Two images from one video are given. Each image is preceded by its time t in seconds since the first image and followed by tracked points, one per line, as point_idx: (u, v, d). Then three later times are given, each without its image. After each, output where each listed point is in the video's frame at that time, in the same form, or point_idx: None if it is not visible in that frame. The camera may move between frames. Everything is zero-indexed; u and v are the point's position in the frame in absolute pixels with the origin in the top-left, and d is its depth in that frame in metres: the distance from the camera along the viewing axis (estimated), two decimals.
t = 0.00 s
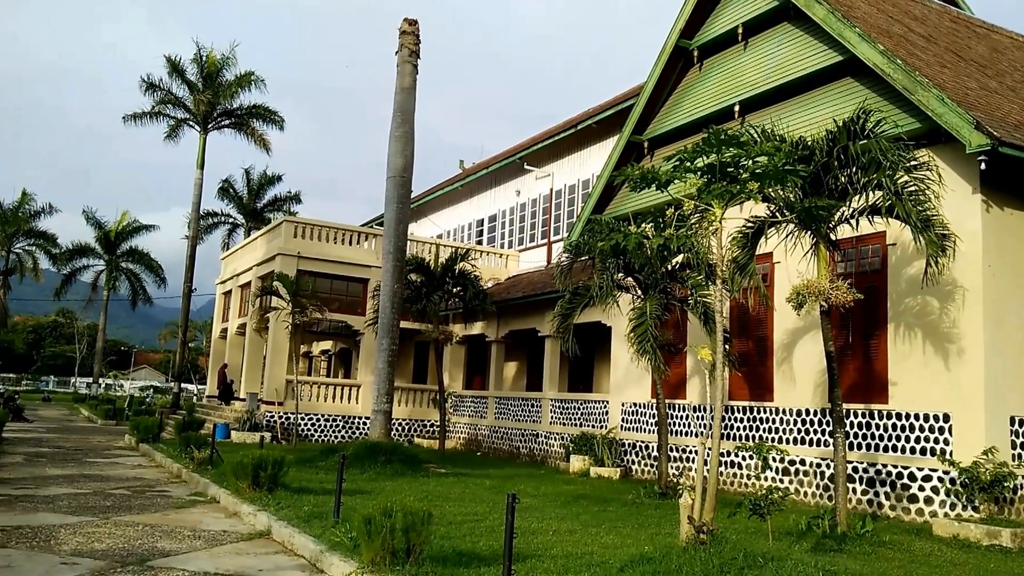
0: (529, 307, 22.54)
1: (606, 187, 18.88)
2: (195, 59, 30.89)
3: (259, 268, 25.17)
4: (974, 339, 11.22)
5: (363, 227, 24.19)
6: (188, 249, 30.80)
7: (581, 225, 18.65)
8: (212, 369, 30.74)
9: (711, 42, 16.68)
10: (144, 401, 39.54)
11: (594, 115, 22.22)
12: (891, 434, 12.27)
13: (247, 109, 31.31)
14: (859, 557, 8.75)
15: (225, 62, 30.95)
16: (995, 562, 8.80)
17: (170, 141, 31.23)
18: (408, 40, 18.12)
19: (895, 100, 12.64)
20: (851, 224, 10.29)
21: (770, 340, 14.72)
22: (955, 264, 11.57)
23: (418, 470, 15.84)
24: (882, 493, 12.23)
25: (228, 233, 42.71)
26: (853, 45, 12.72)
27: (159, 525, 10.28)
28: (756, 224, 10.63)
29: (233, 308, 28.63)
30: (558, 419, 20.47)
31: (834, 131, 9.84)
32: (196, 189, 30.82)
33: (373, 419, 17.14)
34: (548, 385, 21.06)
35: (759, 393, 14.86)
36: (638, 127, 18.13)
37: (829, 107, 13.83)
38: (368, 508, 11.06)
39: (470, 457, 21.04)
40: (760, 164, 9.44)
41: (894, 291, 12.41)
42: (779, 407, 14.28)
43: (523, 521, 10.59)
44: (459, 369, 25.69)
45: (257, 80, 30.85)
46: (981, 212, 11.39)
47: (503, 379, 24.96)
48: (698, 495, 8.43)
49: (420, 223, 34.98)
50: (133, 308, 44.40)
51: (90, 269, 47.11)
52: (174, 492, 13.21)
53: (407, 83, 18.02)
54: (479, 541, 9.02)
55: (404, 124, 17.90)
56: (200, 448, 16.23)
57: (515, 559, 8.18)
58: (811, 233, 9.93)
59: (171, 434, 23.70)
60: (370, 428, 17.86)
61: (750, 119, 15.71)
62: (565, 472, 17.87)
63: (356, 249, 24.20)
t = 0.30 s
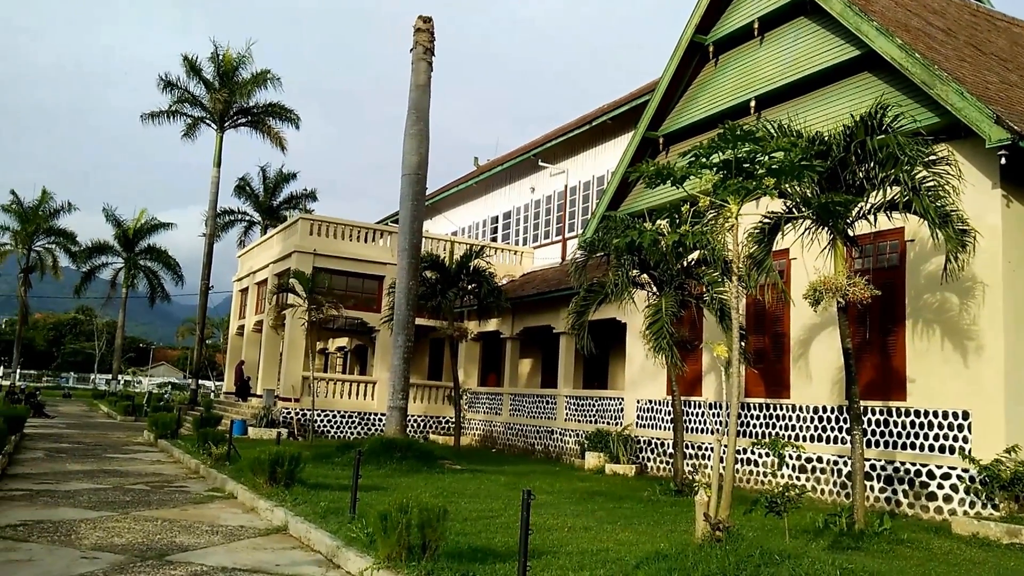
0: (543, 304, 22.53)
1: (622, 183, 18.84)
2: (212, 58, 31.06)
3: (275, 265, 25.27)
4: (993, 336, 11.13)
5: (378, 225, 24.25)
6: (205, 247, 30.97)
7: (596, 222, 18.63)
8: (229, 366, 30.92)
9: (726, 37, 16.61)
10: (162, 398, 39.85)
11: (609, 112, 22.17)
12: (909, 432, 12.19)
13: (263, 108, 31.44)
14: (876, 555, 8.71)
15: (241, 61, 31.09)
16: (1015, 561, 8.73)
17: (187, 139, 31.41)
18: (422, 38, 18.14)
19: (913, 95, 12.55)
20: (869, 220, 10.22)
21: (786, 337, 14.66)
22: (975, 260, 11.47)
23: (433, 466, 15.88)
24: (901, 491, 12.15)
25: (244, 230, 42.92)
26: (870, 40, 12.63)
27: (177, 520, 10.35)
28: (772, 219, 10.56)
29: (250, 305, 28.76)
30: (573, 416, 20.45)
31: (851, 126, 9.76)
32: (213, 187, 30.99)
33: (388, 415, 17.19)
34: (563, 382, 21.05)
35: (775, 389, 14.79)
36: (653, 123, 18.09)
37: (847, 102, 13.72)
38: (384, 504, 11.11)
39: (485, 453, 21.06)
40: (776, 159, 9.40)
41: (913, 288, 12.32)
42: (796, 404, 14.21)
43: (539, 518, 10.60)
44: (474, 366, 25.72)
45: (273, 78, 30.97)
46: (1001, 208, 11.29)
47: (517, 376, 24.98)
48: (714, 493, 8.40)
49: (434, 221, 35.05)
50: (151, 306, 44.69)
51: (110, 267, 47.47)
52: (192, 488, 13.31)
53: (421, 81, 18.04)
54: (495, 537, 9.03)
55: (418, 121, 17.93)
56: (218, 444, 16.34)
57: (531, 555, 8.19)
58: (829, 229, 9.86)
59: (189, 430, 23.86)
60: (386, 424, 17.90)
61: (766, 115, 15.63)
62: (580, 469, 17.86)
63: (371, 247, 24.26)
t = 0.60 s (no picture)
0: (559, 301, 22.51)
1: (637, 178, 18.79)
2: (228, 56, 31.20)
3: (291, 262, 25.38)
4: (1014, 332, 11.02)
5: (393, 221, 24.30)
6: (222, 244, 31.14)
7: (611, 218, 18.59)
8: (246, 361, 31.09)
9: (743, 32, 16.53)
10: (180, 394, 40.12)
11: (624, 107, 22.09)
12: (928, 429, 12.09)
13: (279, 105, 31.56)
14: (894, 553, 8.66)
15: (257, 59, 31.22)
16: None
17: (204, 137, 31.58)
18: (437, 35, 18.14)
19: (932, 88, 12.44)
20: (887, 215, 10.15)
21: (803, 333, 14.59)
22: (995, 255, 11.36)
23: (448, 462, 15.91)
24: (919, 488, 12.07)
25: (261, 227, 43.12)
26: (888, 33, 12.54)
27: (195, 516, 10.43)
28: (789, 215, 10.51)
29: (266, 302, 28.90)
30: (588, 413, 20.43)
31: (869, 120, 9.67)
32: (229, 185, 31.15)
33: (404, 412, 17.24)
34: (578, 379, 21.02)
35: (792, 386, 14.73)
36: (668, 119, 18.02)
37: (864, 96, 13.61)
38: (400, 500, 11.15)
39: (500, 450, 21.09)
40: (793, 154, 9.36)
41: (932, 283, 12.23)
42: (813, 401, 14.14)
43: (555, 514, 10.60)
44: (489, 362, 25.75)
45: (288, 76, 31.07)
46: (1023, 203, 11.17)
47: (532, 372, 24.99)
48: (729, 490, 8.36)
49: (449, 217, 35.09)
50: (169, 303, 44.99)
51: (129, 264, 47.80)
52: (210, 483, 13.41)
53: (436, 77, 18.04)
54: (510, 533, 9.04)
55: (433, 118, 17.94)
56: (235, 440, 16.45)
57: (547, 551, 8.19)
58: (846, 224, 9.81)
59: (206, 426, 24.02)
60: (401, 421, 17.94)
61: (783, 110, 15.53)
62: (595, 465, 17.85)
63: (386, 243, 24.31)
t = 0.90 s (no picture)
0: (574, 297, 22.49)
1: (652, 174, 18.74)
2: (244, 54, 31.35)
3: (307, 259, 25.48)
4: None
5: (408, 218, 24.34)
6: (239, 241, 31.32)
7: (626, 214, 18.55)
8: (263, 358, 31.27)
9: (759, 26, 16.45)
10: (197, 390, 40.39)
11: (639, 103, 22.03)
12: (947, 425, 11.99)
13: (294, 103, 31.68)
14: (912, 550, 8.61)
15: (273, 56, 31.36)
16: None
17: (220, 134, 31.75)
18: (452, 31, 18.15)
19: (951, 82, 12.33)
20: (905, 210, 10.07)
21: (820, 329, 14.53)
22: (1015, 250, 11.26)
23: (464, 458, 15.95)
24: (938, 486, 11.98)
25: (277, 224, 43.31)
26: (907, 27, 12.44)
27: (213, 510, 10.49)
28: (806, 210, 10.42)
29: (283, 298, 29.02)
30: (603, 409, 20.41)
31: (886, 115, 9.59)
32: (246, 182, 31.31)
33: (420, 407, 17.29)
34: (593, 375, 21.00)
35: (809, 382, 14.67)
36: (684, 114, 17.96)
37: (882, 90, 13.51)
38: (416, 495, 11.19)
39: (516, 446, 21.12)
40: (810, 149, 9.31)
41: (950, 279, 12.14)
42: (830, 398, 14.06)
43: (570, 510, 10.60)
44: (504, 359, 25.77)
45: (304, 74, 31.20)
46: None
47: (547, 369, 25.00)
48: (746, 487, 8.31)
49: (464, 214, 35.14)
50: (186, 300, 45.30)
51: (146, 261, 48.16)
52: (228, 478, 13.50)
53: (451, 73, 18.05)
54: (525, 529, 9.06)
55: (448, 114, 17.96)
56: (252, 435, 16.56)
57: (562, 547, 8.20)
58: (864, 220, 9.74)
59: (223, 422, 24.18)
60: (417, 417, 17.99)
61: (800, 104, 15.44)
62: (610, 462, 17.84)
63: (402, 240, 24.36)
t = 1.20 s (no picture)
0: (589, 293, 22.47)
1: (668, 170, 18.68)
2: (260, 51, 31.47)
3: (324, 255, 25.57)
4: None
5: (424, 215, 24.40)
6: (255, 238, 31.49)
7: (641, 210, 18.50)
8: (280, 354, 31.44)
9: (775, 21, 16.37)
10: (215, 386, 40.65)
11: (654, 98, 21.93)
12: (965, 422, 11.90)
13: (310, 100, 31.79)
14: (930, 548, 8.56)
15: (289, 54, 31.48)
16: None
17: (237, 132, 31.90)
18: (467, 27, 18.14)
19: (970, 76, 12.22)
20: (924, 205, 10.00)
21: (837, 325, 14.46)
22: None
23: (479, 454, 15.98)
24: (956, 482, 11.90)
25: (293, 221, 43.48)
26: (925, 21, 12.32)
27: (231, 505, 10.57)
28: (823, 206, 10.39)
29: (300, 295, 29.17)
30: (619, 405, 20.38)
31: (904, 110, 9.51)
32: (262, 179, 31.45)
33: (435, 403, 17.33)
34: (609, 371, 20.98)
35: (826, 378, 14.62)
36: (699, 110, 17.88)
37: (900, 84, 13.40)
38: (432, 491, 11.23)
39: (531, 442, 21.13)
40: (827, 144, 9.26)
41: (969, 275, 12.04)
42: (847, 394, 13.99)
43: (586, 506, 10.59)
44: (520, 355, 25.79)
45: (320, 71, 31.29)
46: None
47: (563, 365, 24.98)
48: (762, 483, 8.29)
49: (479, 210, 35.16)
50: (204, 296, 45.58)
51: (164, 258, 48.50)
52: (245, 474, 13.59)
53: (466, 70, 18.06)
54: (541, 525, 9.07)
55: (464, 111, 17.97)
56: (269, 431, 16.67)
57: (578, 543, 8.21)
58: (882, 215, 9.68)
59: (241, 418, 24.34)
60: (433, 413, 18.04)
61: (817, 99, 15.34)
62: (626, 458, 17.84)
63: (417, 236, 24.41)
